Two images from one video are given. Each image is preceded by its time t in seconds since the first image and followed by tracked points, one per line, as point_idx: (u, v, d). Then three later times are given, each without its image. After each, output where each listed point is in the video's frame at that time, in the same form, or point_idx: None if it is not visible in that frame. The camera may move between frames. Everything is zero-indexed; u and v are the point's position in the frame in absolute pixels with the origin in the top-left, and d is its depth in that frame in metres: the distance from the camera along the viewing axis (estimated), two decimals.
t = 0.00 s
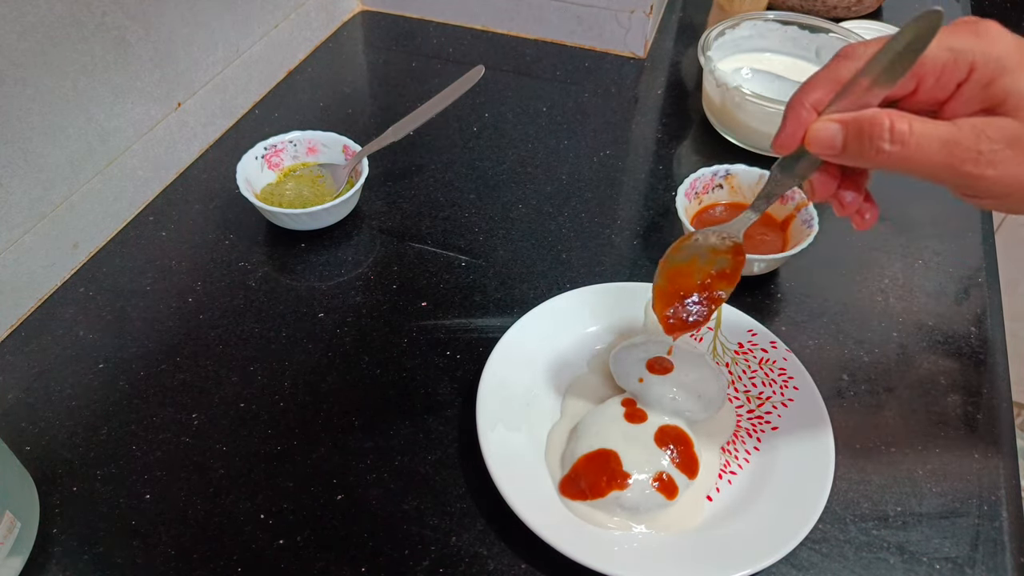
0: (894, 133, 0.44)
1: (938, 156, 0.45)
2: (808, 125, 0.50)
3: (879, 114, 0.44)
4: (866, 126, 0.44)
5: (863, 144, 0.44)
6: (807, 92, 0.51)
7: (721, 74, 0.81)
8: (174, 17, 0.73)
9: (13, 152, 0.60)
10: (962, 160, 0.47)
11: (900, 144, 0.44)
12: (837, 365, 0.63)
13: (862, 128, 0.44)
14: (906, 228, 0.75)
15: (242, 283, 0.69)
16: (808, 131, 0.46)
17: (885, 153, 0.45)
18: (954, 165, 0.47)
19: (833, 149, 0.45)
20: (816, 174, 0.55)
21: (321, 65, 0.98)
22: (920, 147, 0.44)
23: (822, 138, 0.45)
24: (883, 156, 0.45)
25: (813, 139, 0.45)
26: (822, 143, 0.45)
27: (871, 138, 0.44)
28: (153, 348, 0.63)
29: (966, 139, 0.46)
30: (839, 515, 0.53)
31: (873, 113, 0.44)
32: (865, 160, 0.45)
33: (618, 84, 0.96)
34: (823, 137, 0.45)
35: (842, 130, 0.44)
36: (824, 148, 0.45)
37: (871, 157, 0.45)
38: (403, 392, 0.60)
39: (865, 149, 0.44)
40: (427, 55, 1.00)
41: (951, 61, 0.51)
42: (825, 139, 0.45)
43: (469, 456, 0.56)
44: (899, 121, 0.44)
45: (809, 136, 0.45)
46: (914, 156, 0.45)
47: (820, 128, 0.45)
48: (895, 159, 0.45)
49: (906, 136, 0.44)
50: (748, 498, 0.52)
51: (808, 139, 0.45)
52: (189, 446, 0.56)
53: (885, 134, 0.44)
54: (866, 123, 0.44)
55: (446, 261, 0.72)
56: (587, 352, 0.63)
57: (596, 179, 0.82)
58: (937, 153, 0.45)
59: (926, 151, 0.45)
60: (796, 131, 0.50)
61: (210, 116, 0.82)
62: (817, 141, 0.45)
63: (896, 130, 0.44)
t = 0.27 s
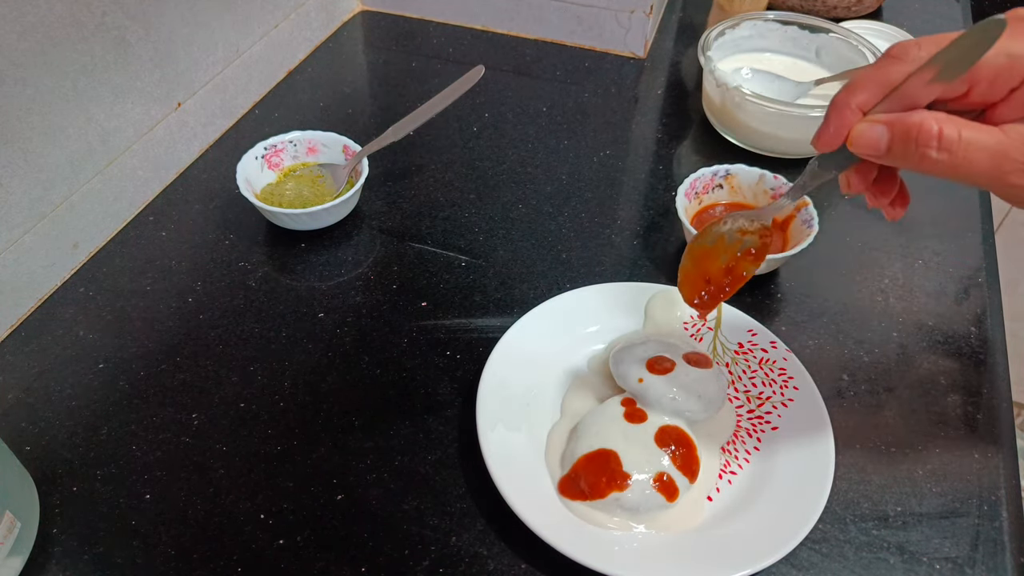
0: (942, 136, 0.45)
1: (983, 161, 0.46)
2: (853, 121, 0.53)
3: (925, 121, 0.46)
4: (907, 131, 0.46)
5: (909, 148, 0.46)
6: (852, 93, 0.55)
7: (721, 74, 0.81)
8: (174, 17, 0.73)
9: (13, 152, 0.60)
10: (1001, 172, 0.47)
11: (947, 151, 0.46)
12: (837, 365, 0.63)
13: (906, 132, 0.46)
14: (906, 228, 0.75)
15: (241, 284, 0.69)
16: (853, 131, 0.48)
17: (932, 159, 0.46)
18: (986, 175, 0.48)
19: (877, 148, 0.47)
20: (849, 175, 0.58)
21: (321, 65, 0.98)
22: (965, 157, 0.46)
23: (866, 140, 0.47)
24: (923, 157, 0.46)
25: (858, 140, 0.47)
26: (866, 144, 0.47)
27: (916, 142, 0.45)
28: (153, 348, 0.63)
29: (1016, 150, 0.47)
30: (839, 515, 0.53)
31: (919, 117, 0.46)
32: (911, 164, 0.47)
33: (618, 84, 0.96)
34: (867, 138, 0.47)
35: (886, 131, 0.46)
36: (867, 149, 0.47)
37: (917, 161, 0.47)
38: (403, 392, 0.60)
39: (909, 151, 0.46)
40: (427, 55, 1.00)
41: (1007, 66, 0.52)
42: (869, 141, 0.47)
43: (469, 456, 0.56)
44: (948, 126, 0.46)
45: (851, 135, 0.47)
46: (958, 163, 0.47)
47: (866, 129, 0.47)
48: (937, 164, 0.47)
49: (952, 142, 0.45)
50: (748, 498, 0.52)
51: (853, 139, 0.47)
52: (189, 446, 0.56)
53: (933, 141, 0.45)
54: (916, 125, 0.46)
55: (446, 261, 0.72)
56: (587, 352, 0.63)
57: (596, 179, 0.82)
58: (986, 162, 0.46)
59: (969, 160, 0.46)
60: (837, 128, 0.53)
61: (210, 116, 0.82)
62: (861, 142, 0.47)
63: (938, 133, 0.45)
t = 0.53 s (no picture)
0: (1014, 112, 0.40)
1: None
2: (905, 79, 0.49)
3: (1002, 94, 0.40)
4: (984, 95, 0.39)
5: (977, 121, 0.40)
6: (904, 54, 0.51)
7: (721, 74, 0.81)
8: (174, 17, 0.73)
9: (13, 152, 0.60)
10: None
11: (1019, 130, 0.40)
12: (837, 365, 0.63)
13: (978, 100, 0.40)
14: (906, 228, 0.75)
15: (241, 283, 0.69)
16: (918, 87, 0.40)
17: (1002, 136, 0.41)
18: None
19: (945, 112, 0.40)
20: (891, 151, 0.55)
21: (321, 65, 0.98)
22: None
23: (937, 101, 0.40)
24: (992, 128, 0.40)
25: (926, 100, 0.40)
26: (934, 107, 0.40)
27: (987, 114, 0.40)
28: (153, 348, 0.63)
29: None
30: (839, 515, 0.53)
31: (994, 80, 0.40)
32: (968, 136, 0.41)
33: (618, 84, 0.96)
34: (937, 98, 0.39)
35: (960, 95, 0.39)
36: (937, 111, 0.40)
37: (982, 135, 0.41)
38: (403, 392, 0.60)
39: (976, 123, 0.40)
40: (427, 55, 1.00)
41: None
42: (938, 103, 0.40)
43: (469, 456, 0.56)
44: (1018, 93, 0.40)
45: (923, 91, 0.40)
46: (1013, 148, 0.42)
47: (936, 87, 0.39)
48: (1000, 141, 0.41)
49: None
50: (748, 498, 0.52)
51: (919, 94, 0.40)
52: (189, 446, 0.56)
53: (1005, 118, 0.40)
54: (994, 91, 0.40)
55: (446, 261, 0.72)
56: (587, 352, 0.63)
57: (596, 179, 0.82)
58: None
59: None
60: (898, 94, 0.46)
61: (210, 116, 0.82)
62: (929, 102, 0.40)
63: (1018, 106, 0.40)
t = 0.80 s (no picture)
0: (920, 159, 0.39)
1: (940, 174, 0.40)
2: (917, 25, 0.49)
3: (897, 122, 0.41)
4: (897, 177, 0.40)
5: (878, 172, 0.40)
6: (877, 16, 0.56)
7: (721, 74, 0.81)
8: (174, 17, 0.73)
9: (13, 152, 0.60)
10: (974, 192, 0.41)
11: (915, 172, 0.40)
12: (837, 365, 0.63)
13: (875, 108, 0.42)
14: (906, 229, 0.75)
15: (241, 283, 0.69)
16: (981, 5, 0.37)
17: (917, 128, 0.41)
18: (968, 215, 0.42)
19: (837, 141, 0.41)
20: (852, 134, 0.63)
21: (321, 65, 0.98)
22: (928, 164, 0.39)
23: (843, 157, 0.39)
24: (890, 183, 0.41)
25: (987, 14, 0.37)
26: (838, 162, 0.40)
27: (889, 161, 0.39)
28: (153, 348, 0.63)
29: None
30: (839, 515, 0.53)
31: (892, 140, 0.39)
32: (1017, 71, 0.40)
33: (618, 84, 0.96)
34: (843, 157, 0.39)
35: (864, 153, 0.39)
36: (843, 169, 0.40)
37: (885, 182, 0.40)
38: (403, 392, 0.60)
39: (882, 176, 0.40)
40: (427, 55, 1.00)
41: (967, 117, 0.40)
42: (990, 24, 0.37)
43: (469, 456, 0.56)
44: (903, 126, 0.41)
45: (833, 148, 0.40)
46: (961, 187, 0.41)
47: None
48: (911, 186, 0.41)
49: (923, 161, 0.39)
50: (748, 498, 0.52)
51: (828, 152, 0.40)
52: (189, 446, 0.56)
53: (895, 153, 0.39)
54: (950, 113, 0.40)
55: (446, 261, 0.72)
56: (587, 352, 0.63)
57: (596, 179, 0.82)
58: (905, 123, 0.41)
59: (959, 135, 0.41)
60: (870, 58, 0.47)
61: (210, 116, 0.82)
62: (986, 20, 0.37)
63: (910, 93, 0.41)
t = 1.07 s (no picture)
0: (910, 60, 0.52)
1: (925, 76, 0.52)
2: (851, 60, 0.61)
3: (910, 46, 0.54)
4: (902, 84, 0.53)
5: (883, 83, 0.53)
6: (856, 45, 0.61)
7: (720, 74, 0.81)
8: (174, 17, 0.73)
9: (13, 152, 0.60)
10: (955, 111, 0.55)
11: (912, 69, 0.52)
12: (837, 365, 0.63)
13: (885, 64, 0.53)
14: (906, 229, 0.75)
15: (241, 283, 0.69)
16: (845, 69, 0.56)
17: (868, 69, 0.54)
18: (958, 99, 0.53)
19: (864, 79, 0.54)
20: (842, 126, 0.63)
21: (321, 65, 0.98)
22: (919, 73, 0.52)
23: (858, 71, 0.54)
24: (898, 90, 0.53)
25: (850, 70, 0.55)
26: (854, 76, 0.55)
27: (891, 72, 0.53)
28: (153, 348, 0.63)
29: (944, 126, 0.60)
30: (839, 515, 0.53)
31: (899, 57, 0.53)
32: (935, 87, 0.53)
33: (618, 84, 0.96)
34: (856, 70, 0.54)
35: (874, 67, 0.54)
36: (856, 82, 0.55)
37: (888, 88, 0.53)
38: (402, 392, 0.60)
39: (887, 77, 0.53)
40: (427, 55, 1.00)
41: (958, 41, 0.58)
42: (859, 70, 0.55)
43: (469, 456, 0.56)
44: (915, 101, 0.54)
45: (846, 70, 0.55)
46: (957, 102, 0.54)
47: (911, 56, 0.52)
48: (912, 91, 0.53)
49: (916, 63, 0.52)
50: (748, 498, 0.52)
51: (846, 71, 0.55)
52: (189, 446, 0.56)
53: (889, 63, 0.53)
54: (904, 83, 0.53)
55: (446, 261, 0.72)
56: (587, 352, 0.63)
57: (596, 179, 0.82)
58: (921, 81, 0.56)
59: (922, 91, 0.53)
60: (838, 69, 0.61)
61: (210, 116, 0.82)
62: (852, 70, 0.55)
63: (910, 68, 0.52)
